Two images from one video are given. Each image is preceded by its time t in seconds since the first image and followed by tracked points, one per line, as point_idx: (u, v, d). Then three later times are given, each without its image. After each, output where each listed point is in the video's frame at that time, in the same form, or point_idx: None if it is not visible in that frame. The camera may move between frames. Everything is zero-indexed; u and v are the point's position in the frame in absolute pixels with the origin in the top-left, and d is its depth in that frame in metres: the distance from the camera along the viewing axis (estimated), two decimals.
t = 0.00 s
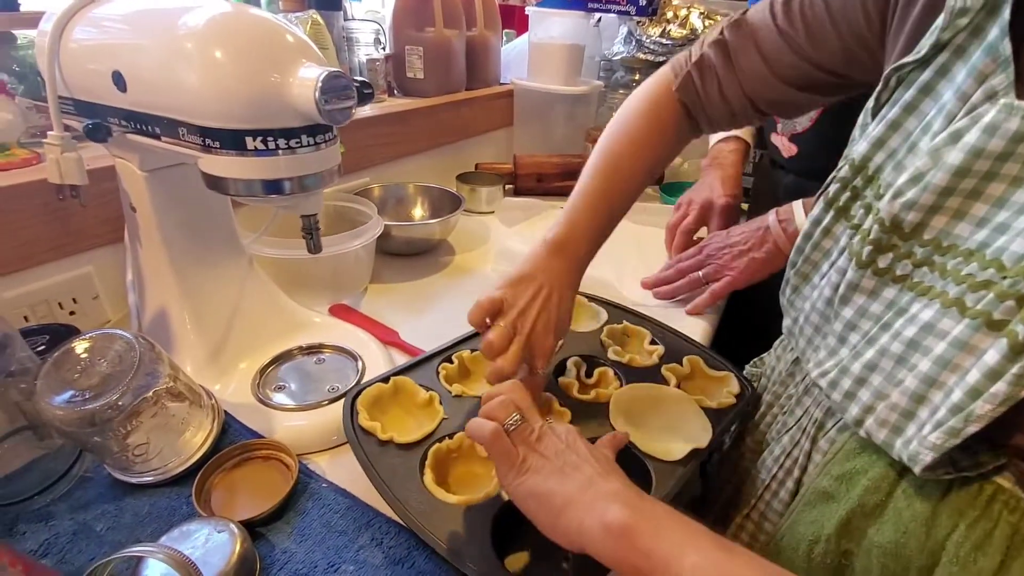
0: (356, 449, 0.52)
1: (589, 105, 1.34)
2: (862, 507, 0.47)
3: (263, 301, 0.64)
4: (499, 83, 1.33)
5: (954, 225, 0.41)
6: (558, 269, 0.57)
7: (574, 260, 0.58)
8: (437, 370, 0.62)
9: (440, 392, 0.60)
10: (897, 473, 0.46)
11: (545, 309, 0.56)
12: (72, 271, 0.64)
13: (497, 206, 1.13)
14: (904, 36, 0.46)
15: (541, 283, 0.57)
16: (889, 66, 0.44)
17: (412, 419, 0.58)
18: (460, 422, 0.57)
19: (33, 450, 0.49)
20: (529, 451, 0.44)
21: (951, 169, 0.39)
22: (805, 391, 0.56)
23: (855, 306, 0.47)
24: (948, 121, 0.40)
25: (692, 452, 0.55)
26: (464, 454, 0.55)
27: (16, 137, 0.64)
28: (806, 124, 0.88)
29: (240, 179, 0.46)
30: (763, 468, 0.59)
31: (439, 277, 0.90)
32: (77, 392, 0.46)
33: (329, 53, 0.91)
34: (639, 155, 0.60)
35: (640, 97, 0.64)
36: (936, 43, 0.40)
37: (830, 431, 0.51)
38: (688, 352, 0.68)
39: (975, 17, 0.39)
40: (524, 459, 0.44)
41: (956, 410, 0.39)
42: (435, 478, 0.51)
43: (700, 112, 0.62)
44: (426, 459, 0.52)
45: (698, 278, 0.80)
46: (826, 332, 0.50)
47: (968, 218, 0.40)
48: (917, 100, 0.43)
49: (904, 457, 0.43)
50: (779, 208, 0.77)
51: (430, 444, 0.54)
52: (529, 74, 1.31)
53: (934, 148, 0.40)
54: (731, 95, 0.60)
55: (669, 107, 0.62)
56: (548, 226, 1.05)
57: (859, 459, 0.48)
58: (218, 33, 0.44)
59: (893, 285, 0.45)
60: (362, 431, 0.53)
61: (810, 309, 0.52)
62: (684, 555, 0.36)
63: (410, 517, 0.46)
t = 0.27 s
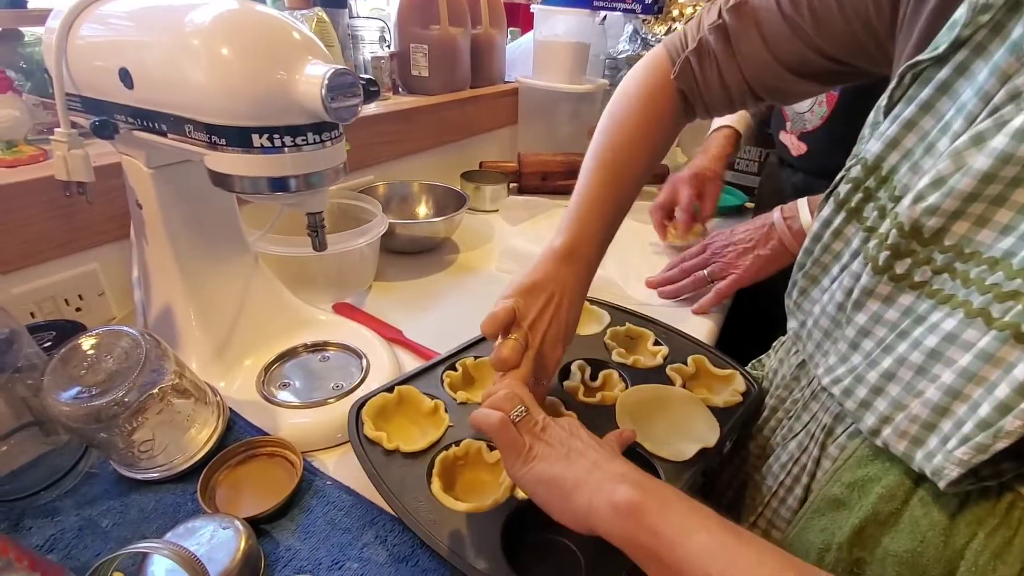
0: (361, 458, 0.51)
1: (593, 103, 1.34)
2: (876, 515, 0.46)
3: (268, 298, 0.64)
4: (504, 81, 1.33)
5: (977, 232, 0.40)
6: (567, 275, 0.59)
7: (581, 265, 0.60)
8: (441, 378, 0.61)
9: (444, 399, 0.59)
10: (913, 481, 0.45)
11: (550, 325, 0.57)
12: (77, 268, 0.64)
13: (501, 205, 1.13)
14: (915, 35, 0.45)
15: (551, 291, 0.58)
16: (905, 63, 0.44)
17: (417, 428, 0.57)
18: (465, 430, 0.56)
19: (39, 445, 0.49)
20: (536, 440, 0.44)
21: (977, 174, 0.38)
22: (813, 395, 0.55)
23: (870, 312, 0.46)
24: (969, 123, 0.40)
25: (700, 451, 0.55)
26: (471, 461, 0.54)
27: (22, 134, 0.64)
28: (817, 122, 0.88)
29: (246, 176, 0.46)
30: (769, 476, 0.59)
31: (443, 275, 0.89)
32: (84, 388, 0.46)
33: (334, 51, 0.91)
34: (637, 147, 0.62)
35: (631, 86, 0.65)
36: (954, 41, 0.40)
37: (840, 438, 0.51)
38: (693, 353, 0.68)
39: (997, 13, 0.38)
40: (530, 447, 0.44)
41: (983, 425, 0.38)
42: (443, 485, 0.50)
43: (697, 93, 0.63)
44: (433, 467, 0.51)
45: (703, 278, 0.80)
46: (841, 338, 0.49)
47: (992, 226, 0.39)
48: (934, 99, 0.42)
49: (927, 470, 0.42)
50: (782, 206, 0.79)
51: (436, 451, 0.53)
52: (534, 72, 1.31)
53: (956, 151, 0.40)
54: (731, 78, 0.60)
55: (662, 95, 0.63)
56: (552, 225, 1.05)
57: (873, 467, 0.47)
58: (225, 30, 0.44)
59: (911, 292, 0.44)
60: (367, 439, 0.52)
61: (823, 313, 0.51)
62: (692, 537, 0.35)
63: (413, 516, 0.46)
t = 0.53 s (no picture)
0: (364, 454, 0.51)
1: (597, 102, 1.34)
2: (878, 517, 0.46)
3: (272, 294, 0.64)
4: (508, 80, 1.33)
5: (985, 235, 0.40)
6: (568, 273, 0.59)
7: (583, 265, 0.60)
8: (443, 375, 0.62)
9: (446, 396, 0.59)
10: (916, 483, 0.45)
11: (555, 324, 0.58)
12: (84, 263, 0.65)
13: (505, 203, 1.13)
14: (929, 26, 0.45)
15: (552, 290, 0.58)
16: (912, 65, 0.44)
17: (419, 425, 0.57)
18: (467, 426, 0.57)
19: (45, 439, 0.50)
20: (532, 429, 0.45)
21: (986, 176, 0.38)
22: (814, 397, 0.55)
23: (875, 313, 0.46)
24: (978, 125, 0.40)
25: (701, 449, 0.55)
26: (473, 458, 0.54)
27: (30, 129, 0.65)
28: (822, 122, 0.88)
29: (251, 173, 0.47)
30: (770, 477, 0.59)
31: (446, 273, 0.90)
32: (91, 382, 0.46)
33: (339, 48, 0.92)
34: (640, 145, 0.62)
35: (632, 82, 0.64)
36: (965, 41, 0.40)
37: (841, 439, 0.51)
38: (694, 352, 0.68)
39: (1006, 14, 0.39)
40: (528, 436, 0.44)
41: (990, 427, 0.38)
42: (445, 482, 0.50)
43: (700, 91, 0.62)
44: (435, 463, 0.51)
45: (701, 271, 0.80)
46: (845, 339, 0.50)
47: (1000, 229, 0.39)
48: (942, 100, 0.43)
49: (931, 473, 0.42)
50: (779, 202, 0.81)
51: (439, 447, 0.53)
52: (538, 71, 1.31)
53: (965, 153, 0.40)
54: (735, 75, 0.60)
55: (665, 94, 0.63)
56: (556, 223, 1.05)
57: (875, 469, 0.47)
58: (232, 27, 0.44)
59: (917, 294, 0.44)
60: (370, 435, 0.53)
61: (826, 314, 0.52)
62: (684, 520, 0.35)
63: (415, 512, 0.46)
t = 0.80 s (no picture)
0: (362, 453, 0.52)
1: (600, 103, 1.34)
2: (873, 516, 0.47)
3: (277, 293, 0.65)
4: (511, 80, 1.33)
5: (981, 233, 0.40)
6: (569, 280, 0.59)
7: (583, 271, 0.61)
8: (443, 375, 0.62)
9: (444, 396, 0.60)
10: (912, 481, 0.45)
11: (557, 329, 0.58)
12: (91, 261, 0.65)
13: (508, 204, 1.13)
14: (930, 27, 0.45)
15: (551, 294, 0.58)
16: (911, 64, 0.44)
17: (416, 424, 0.57)
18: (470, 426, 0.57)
19: (54, 435, 0.50)
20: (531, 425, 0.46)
21: (982, 173, 0.38)
22: (810, 396, 0.55)
23: (871, 311, 0.47)
24: (975, 123, 0.40)
25: (697, 452, 0.55)
26: (470, 458, 0.55)
27: (38, 129, 0.65)
28: (828, 124, 0.88)
29: (257, 173, 0.47)
30: (767, 477, 0.60)
31: (449, 273, 0.90)
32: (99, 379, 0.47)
33: (344, 49, 0.92)
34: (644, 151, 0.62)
35: (637, 88, 0.65)
36: (962, 41, 0.40)
37: (838, 438, 0.51)
38: (693, 354, 0.68)
39: (1004, 15, 0.39)
40: (526, 436, 0.45)
41: (987, 422, 0.38)
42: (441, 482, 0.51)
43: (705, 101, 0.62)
44: (432, 463, 0.52)
45: (705, 274, 0.80)
46: (841, 337, 0.50)
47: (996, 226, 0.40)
48: (939, 99, 0.43)
49: (927, 469, 0.42)
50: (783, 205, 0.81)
51: (435, 447, 0.54)
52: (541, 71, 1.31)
53: (961, 151, 0.40)
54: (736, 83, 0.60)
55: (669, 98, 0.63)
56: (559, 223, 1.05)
57: (871, 468, 0.48)
58: (240, 28, 0.44)
59: (914, 292, 0.44)
60: (367, 434, 0.53)
61: (822, 313, 0.52)
62: (678, 509, 0.35)
63: (412, 512, 0.47)
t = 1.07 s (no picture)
0: (366, 454, 0.52)
1: (603, 104, 1.34)
2: (870, 517, 0.46)
3: (281, 294, 0.65)
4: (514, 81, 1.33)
5: (977, 230, 0.40)
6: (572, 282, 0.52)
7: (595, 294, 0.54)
8: (447, 376, 0.62)
9: (447, 396, 0.60)
10: (907, 481, 0.45)
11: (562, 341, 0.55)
12: (97, 261, 0.65)
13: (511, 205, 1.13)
14: (924, 27, 0.46)
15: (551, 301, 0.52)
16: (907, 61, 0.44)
17: (420, 424, 0.57)
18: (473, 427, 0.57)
19: (59, 434, 0.51)
20: (531, 479, 0.44)
21: (979, 169, 0.39)
22: (808, 398, 0.55)
23: (867, 309, 0.46)
24: (970, 120, 0.40)
25: (701, 453, 0.55)
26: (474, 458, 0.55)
27: (43, 129, 0.65)
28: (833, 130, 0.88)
29: (262, 173, 0.47)
30: (766, 478, 0.60)
31: (452, 274, 0.90)
32: (105, 378, 0.47)
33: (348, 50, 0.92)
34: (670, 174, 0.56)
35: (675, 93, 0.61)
36: (959, 38, 0.40)
37: (835, 439, 0.51)
38: (698, 355, 0.68)
39: (1001, 11, 0.39)
40: (538, 495, 0.43)
41: (983, 418, 0.38)
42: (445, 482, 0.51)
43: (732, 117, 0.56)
44: (435, 463, 0.52)
45: (710, 275, 0.81)
46: (837, 335, 0.50)
47: (991, 223, 0.40)
48: (936, 97, 0.43)
49: (922, 466, 0.42)
50: (787, 206, 0.81)
51: (439, 447, 0.54)
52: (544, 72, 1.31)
53: (958, 147, 0.40)
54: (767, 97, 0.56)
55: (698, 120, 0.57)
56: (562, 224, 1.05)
57: (867, 469, 0.48)
58: (246, 30, 0.44)
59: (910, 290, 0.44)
60: (371, 435, 0.53)
61: (819, 311, 0.52)
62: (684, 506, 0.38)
63: (416, 512, 0.47)
